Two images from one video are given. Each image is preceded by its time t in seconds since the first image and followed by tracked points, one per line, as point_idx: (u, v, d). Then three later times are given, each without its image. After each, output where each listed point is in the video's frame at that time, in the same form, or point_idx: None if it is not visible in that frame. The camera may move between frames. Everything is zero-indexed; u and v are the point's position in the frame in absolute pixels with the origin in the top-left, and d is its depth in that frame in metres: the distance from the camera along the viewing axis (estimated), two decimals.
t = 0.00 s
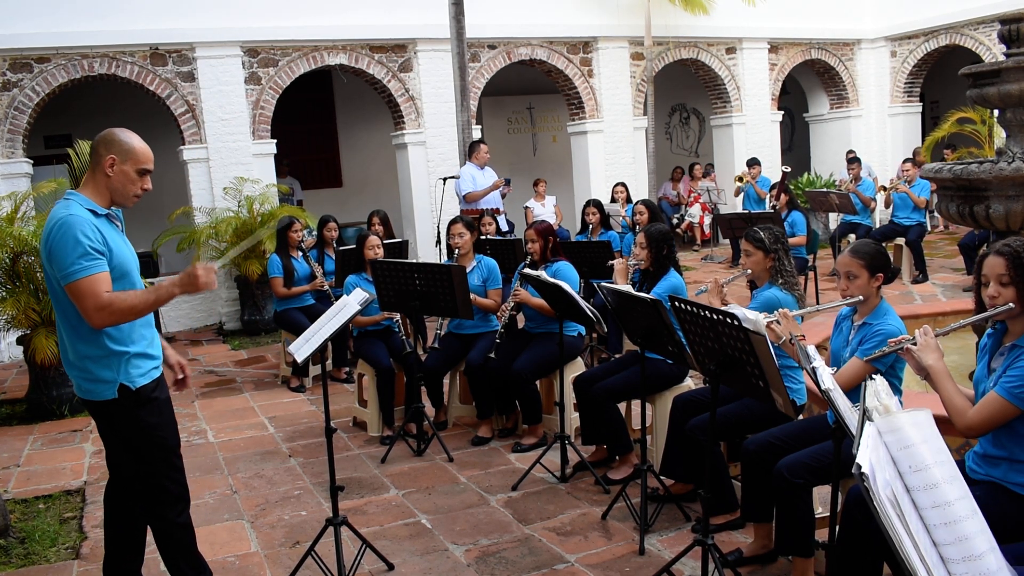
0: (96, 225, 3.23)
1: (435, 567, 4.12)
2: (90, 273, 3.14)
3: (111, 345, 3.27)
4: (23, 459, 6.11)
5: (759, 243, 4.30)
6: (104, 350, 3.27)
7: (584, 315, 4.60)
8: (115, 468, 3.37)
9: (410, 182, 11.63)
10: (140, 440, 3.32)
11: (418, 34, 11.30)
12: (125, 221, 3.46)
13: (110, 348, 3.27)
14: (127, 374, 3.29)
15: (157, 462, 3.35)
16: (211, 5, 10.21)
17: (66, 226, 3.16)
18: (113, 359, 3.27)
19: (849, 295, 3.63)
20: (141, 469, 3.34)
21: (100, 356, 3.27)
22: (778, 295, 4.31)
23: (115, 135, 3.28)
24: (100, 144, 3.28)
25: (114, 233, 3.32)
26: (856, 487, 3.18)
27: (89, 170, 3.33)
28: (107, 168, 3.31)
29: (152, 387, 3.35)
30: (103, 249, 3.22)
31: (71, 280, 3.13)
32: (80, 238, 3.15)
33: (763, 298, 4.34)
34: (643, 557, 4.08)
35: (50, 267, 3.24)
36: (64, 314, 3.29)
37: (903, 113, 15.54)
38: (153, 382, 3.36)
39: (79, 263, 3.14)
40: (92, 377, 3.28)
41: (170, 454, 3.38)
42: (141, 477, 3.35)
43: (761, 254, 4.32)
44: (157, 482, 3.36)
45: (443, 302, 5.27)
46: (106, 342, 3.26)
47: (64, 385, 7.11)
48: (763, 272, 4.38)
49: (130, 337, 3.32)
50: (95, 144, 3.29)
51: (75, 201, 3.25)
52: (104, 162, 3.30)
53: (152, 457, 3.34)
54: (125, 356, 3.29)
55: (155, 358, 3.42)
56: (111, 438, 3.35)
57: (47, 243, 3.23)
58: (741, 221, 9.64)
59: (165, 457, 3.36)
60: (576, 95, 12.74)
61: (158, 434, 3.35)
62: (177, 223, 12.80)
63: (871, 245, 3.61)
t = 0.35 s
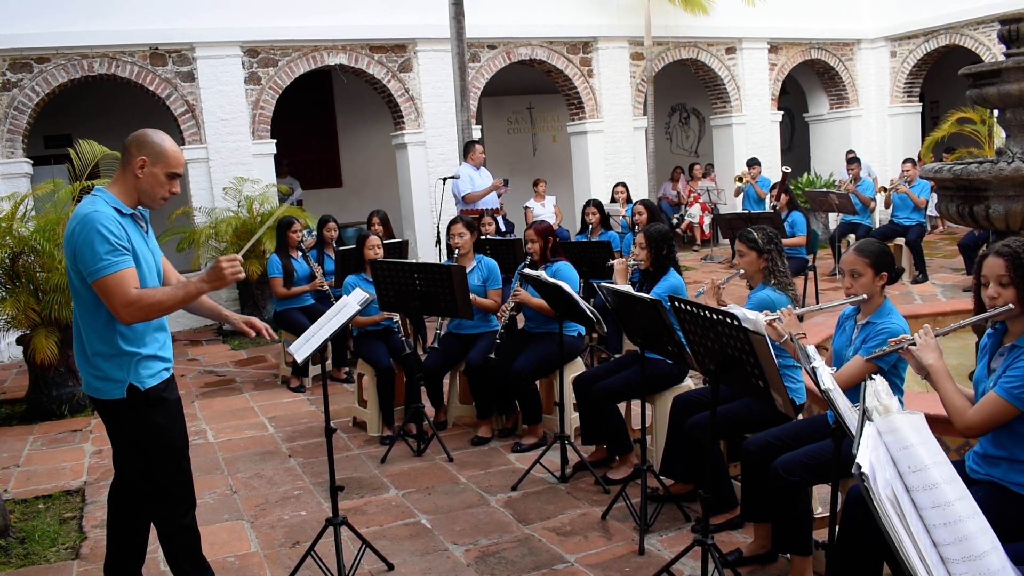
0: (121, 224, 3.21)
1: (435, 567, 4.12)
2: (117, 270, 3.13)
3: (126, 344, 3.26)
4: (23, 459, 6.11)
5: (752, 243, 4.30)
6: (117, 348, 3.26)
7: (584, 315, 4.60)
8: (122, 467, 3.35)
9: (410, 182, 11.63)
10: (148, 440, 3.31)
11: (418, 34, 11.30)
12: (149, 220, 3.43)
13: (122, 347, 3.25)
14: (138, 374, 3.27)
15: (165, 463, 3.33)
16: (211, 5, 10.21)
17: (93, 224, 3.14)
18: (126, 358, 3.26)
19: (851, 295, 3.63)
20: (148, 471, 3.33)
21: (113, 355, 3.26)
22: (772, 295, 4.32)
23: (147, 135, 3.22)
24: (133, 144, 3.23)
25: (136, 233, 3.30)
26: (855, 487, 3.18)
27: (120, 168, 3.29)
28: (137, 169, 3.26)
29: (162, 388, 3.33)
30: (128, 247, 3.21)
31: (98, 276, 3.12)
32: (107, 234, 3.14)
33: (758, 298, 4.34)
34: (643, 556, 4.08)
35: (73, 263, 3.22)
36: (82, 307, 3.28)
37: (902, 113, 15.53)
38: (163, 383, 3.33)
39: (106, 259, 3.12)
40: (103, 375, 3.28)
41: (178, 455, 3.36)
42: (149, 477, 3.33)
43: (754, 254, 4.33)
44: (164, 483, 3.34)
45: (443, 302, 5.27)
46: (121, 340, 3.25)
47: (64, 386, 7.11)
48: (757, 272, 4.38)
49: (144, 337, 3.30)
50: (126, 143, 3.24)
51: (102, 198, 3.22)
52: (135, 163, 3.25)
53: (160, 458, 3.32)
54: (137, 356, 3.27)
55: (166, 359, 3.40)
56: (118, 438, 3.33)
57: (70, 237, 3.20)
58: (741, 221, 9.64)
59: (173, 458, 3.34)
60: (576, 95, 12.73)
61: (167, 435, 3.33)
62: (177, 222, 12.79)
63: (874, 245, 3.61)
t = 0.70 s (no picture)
0: (141, 221, 3.21)
1: (435, 567, 4.12)
2: (133, 264, 3.13)
3: (134, 343, 3.24)
4: (23, 459, 6.11)
5: (745, 244, 4.31)
6: (126, 346, 3.25)
7: (584, 315, 4.60)
8: (129, 466, 3.34)
9: (410, 181, 11.62)
10: (155, 441, 3.28)
11: (417, 34, 11.29)
12: (171, 222, 3.43)
13: (131, 346, 3.24)
14: (143, 375, 3.25)
15: (172, 464, 3.30)
16: (211, 5, 10.21)
17: (113, 218, 3.14)
18: (133, 358, 3.25)
19: (851, 295, 3.63)
20: (154, 471, 3.31)
21: (122, 353, 3.25)
22: (769, 295, 4.31)
23: (176, 138, 3.22)
24: (161, 145, 3.22)
25: (156, 231, 3.30)
26: (855, 487, 3.18)
27: (147, 169, 3.29)
28: (164, 170, 3.25)
29: (169, 390, 3.30)
30: (145, 243, 3.20)
31: (115, 268, 3.12)
32: (127, 228, 3.14)
33: (755, 298, 4.34)
34: (643, 557, 4.08)
35: (90, 259, 3.22)
36: (96, 302, 3.28)
37: (902, 113, 15.53)
38: (170, 385, 3.30)
39: (123, 252, 3.12)
40: (110, 373, 3.27)
41: (185, 458, 3.33)
42: (155, 477, 3.31)
43: (748, 255, 4.33)
44: (170, 485, 3.32)
45: (443, 302, 5.27)
46: (130, 338, 3.24)
47: (64, 386, 7.11)
48: (753, 272, 4.38)
49: (154, 337, 3.28)
50: (155, 145, 3.23)
51: (125, 195, 3.23)
52: (162, 165, 3.24)
53: (166, 459, 3.30)
54: (145, 356, 3.25)
55: (176, 361, 3.37)
56: (125, 438, 3.32)
57: (89, 232, 3.20)
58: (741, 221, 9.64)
59: (179, 460, 3.31)
60: (576, 95, 12.73)
61: (173, 437, 3.30)
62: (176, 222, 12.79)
63: (874, 245, 3.61)
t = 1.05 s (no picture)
0: (156, 221, 3.21)
1: (435, 567, 4.12)
2: (148, 264, 3.12)
3: (146, 343, 3.24)
4: (23, 459, 6.11)
5: (746, 244, 4.30)
6: (138, 345, 3.24)
7: (584, 315, 4.59)
8: (137, 464, 3.33)
9: (410, 181, 11.62)
10: (165, 441, 3.27)
11: (417, 34, 11.30)
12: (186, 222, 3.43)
13: (144, 346, 3.24)
14: (156, 375, 3.25)
15: (182, 465, 3.30)
16: (210, 5, 10.20)
17: (128, 219, 3.13)
18: (145, 357, 3.24)
19: (849, 295, 3.63)
20: (161, 470, 3.29)
21: (134, 352, 3.25)
22: (769, 295, 4.31)
23: (194, 139, 3.22)
24: (179, 146, 3.22)
25: (171, 232, 3.30)
26: (855, 487, 3.18)
27: (163, 169, 3.29)
28: (181, 171, 3.25)
29: (180, 390, 3.30)
30: (160, 244, 3.20)
31: (128, 269, 3.11)
32: (143, 229, 3.14)
33: (756, 298, 4.34)
34: (643, 556, 4.08)
35: (105, 257, 3.21)
36: (109, 302, 3.27)
37: (902, 113, 15.53)
38: (181, 385, 3.31)
39: (137, 253, 3.11)
40: (121, 372, 3.26)
41: (195, 458, 3.33)
42: (162, 476, 3.29)
43: (748, 254, 4.33)
44: (177, 484, 3.30)
45: (443, 302, 5.27)
46: (142, 337, 3.24)
47: (64, 385, 7.11)
48: (753, 272, 4.38)
49: (166, 337, 3.28)
50: (171, 145, 3.23)
51: (140, 195, 3.22)
52: (179, 165, 3.24)
53: (175, 458, 3.28)
54: (157, 356, 3.25)
55: (187, 362, 3.38)
56: (134, 436, 3.31)
57: (103, 232, 3.19)
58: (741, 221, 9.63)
59: (189, 461, 3.31)
60: (576, 95, 12.73)
61: (183, 437, 3.29)
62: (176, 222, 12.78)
63: (872, 245, 3.61)
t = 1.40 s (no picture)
0: (165, 223, 3.20)
1: (435, 567, 4.12)
2: (156, 269, 3.11)
3: (153, 343, 3.24)
4: (23, 459, 6.11)
5: (749, 243, 4.29)
6: (145, 345, 3.24)
7: (583, 315, 4.59)
8: (142, 463, 3.32)
9: (409, 182, 11.62)
10: (170, 440, 3.27)
11: (417, 34, 11.29)
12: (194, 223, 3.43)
13: (150, 347, 3.24)
14: (162, 375, 3.25)
15: (186, 465, 3.29)
16: (210, 5, 10.21)
17: (137, 223, 3.12)
18: (151, 358, 3.24)
19: (846, 295, 3.63)
20: (165, 469, 3.28)
21: (140, 352, 3.25)
22: (770, 294, 4.33)
23: (205, 140, 3.22)
24: (189, 147, 3.22)
25: (180, 234, 3.29)
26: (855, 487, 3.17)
27: (172, 170, 3.28)
28: (190, 173, 3.25)
29: (186, 389, 3.30)
30: (169, 247, 3.19)
31: (136, 274, 3.10)
32: (152, 233, 3.13)
33: (757, 297, 4.35)
34: (643, 557, 4.08)
35: (112, 258, 3.20)
36: (117, 302, 3.27)
37: (902, 113, 15.53)
38: (187, 385, 3.31)
39: (145, 257, 3.10)
40: (126, 371, 3.26)
41: (199, 458, 3.32)
42: (166, 476, 3.29)
43: (751, 254, 4.32)
44: (180, 484, 3.30)
45: (443, 302, 5.26)
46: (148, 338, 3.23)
47: (63, 386, 7.11)
48: (754, 272, 4.38)
49: (173, 338, 3.28)
50: (182, 146, 3.23)
51: (150, 197, 3.21)
52: (189, 167, 3.24)
53: (180, 458, 3.28)
54: (164, 357, 3.25)
55: (192, 361, 3.38)
56: (137, 435, 3.31)
57: (112, 234, 3.18)
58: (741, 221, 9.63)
59: (193, 460, 3.30)
60: (576, 95, 12.73)
61: (187, 436, 3.29)
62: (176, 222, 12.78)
63: (869, 245, 3.61)
